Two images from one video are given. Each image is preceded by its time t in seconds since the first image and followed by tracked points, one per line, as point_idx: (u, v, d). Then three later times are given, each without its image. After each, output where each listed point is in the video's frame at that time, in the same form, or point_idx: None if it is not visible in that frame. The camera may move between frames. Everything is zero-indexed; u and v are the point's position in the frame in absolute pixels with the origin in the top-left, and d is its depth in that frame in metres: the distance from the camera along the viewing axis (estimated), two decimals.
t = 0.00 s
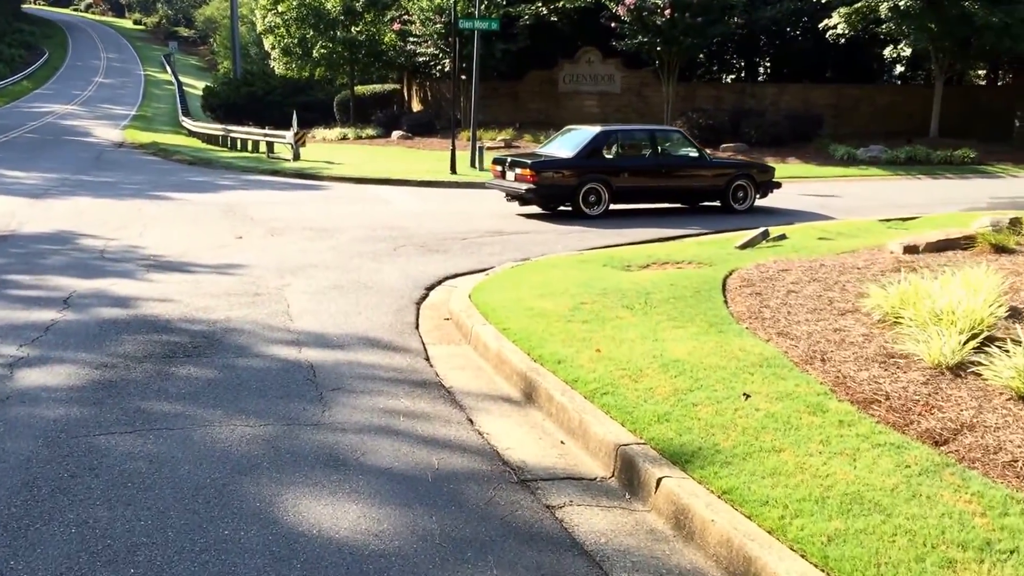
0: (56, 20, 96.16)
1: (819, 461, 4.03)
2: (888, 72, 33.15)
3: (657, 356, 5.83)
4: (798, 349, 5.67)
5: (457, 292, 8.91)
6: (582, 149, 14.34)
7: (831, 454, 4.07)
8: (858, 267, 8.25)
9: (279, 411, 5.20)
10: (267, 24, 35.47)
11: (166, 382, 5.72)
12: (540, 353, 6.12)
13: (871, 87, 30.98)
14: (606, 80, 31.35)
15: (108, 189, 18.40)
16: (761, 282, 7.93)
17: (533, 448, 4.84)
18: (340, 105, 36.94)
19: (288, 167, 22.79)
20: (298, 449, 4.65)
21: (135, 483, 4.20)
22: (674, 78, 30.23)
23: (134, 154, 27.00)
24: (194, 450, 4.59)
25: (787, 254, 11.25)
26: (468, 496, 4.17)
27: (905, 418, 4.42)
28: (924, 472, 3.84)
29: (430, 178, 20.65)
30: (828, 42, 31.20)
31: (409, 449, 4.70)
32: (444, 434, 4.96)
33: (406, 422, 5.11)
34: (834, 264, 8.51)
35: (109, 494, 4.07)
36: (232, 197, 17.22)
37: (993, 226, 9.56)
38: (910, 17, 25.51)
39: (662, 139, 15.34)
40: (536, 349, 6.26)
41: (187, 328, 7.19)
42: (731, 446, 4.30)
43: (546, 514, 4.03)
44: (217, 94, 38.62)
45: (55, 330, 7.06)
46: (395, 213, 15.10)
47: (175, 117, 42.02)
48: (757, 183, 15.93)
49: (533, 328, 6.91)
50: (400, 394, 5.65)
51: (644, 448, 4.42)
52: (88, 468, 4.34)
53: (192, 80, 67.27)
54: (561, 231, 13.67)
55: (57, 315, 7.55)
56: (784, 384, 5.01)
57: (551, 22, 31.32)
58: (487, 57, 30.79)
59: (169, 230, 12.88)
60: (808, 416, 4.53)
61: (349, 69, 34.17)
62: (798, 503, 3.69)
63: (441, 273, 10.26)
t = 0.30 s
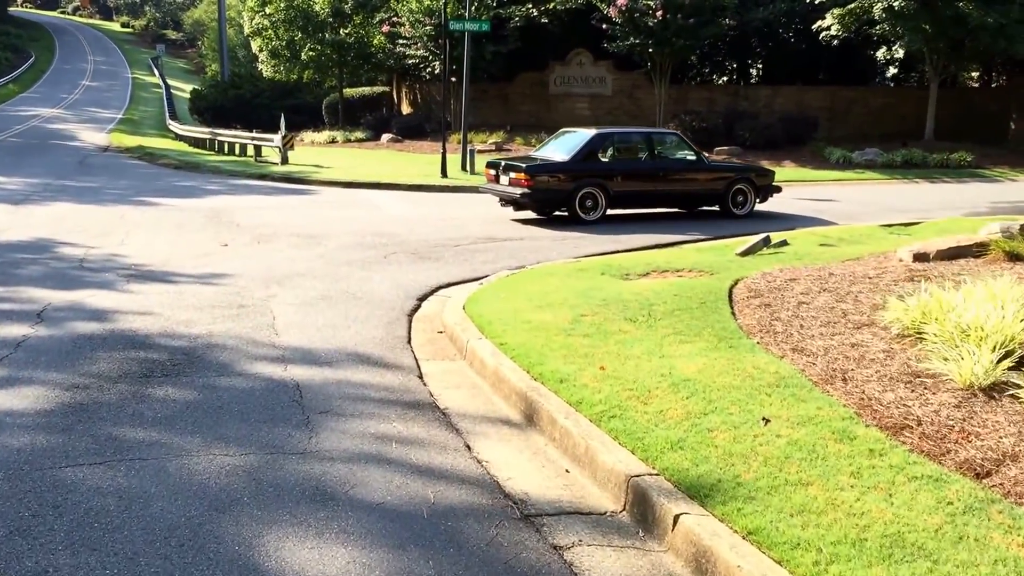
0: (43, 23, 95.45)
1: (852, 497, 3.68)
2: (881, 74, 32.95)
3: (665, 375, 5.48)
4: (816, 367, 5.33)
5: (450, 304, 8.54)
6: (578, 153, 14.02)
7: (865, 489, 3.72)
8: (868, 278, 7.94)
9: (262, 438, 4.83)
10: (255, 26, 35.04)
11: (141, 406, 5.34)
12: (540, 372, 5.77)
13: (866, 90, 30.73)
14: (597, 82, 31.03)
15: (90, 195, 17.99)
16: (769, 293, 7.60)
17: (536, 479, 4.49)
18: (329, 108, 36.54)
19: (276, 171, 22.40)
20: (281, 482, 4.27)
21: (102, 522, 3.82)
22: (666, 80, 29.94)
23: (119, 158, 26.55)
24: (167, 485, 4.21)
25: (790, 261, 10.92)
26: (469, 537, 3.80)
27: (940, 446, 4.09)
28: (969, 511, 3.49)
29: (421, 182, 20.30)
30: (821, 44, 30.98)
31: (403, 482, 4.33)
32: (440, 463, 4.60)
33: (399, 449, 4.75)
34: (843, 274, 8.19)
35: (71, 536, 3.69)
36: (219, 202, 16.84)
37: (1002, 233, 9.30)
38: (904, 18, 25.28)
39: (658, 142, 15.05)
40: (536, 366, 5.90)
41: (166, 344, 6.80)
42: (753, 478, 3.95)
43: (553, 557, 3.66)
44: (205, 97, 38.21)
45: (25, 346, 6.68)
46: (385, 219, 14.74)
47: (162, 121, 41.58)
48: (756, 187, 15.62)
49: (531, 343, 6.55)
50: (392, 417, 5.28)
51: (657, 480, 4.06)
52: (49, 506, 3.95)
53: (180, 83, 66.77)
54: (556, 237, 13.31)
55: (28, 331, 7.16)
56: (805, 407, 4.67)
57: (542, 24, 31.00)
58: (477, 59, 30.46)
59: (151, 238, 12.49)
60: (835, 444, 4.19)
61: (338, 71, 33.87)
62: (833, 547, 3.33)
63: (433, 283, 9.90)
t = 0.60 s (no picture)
0: (36, 24, 95.03)
1: (898, 539, 3.35)
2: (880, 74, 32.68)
3: (680, 392, 5.15)
4: (843, 385, 4.99)
5: (449, 313, 8.18)
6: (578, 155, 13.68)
7: (912, 531, 3.38)
8: (884, 284, 7.62)
9: (250, 467, 4.48)
10: (248, 28, 34.68)
11: (119, 430, 4.98)
12: (546, 389, 5.42)
13: (863, 90, 30.46)
14: (594, 82, 30.71)
15: (79, 199, 17.61)
16: (781, 302, 7.26)
17: (545, 511, 4.14)
18: (323, 109, 36.19)
19: (269, 173, 22.06)
20: (270, 519, 3.92)
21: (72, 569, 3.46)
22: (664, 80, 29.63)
23: (110, 160, 26.20)
24: (145, 523, 3.86)
25: (796, 266, 10.60)
26: None
27: (987, 478, 3.76)
28: None
29: (417, 183, 19.99)
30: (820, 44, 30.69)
31: (402, 518, 3.99)
32: (442, 495, 4.26)
33: (397, 479, 4.41)
34: (857, 280, 7.86)
35: None
36: (210, 205, 16.50)
37: (1018, 238, 9.00)
38: (903, 18, 24.98)
39: (659, 143, 14.72)
40: (542, 383, 5.55)
41: (149, 359, 6.45)
42: (786, 514, 3.61)
43: None
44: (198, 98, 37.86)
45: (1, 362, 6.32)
46: (380, 222, 14.40)
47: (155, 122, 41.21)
48: (758, 188, 15.29)
49: (535, 356, 6.20)
50: (389, 441, 4.93)
51: (680, 515, 3.72)
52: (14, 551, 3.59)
53: (174, 84, 66.36)
54: (555, 241, 12.97)
55: (5, 345, 6.81)
56: (835, 430, 4.34)
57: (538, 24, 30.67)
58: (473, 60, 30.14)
59: (140, 244, 12.13)
60: (872, 475, 3.85)
61: (333, 72, 33.52)
62: None
63: (431, 289, 9.56)
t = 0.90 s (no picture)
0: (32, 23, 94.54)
1: None
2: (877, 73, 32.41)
3: (703, 409, 4.82)
4: (878, 402, 4.67)
5: (451, 320, 7.83)
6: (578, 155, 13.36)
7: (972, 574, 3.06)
8: (905, 291, 7.30)
9: (242, 493, 4.15)
10: (244, 26, 34.43)
11: (103, 451, 4.65)
12: (558, 405, 5.09)
13: (860, 90, 30.20)
14: (590, 82, 30.38)
15: (70, 199, 17.26)
16: (800, 310, 6.94)
17: (562, 545, 3.81)
18: (319, 108, 35.85)
19: (264, 173, 21.72)
20: (265, 554, 3.59)
21: None
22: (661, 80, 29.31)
23: (103, 160, 25.89)
24: (127, 559, 3.53)
25: (804, 270, 10.26)
26: None
27: None
28: None
29: (414, 183, 19.65)
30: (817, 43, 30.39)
31: (408, 551, 3.67)
32: (451, 526, 3.93)
33: (401, 507, 4.08)
34: (876, 286, 7.55)
35: None
36: (204, 205, 16.16)
37: None
38: (898, 18, 24.70)
39: (661, 143, 14.40)
40: (553, 399, 5.21)
41: (136, 372, 6.10)
42: (831, 550, 3.29)
43: None
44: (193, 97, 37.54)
45: None
46: (377, 223, 14.07)
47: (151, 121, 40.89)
48: (761, 188, 14.98)
49: (544, 368, 5.87)
50: (392, 463, 4.60)
51: (713, 549, 3.40)
52: None
53: (171, 84, 65.95)
54: (556, 243, 12.63)
55: None
56: (875, 454, 4.02)
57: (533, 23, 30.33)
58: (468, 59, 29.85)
59: (129, 246, 11.78)
60: (922, 506, 3.54)
61: (328, 72, 33.17)
62: None
63: (429, 294, 9.22)
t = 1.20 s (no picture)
0: (24, 19, 93.86)
1: None
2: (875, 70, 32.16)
3: (729, 426, 4.50)
4: (919, 419, 4.36)
5: (451, 326, 7.49)
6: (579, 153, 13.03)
7: None
8: (928, 295, 6.99)
9: (234, 520, 3.83)
10: (237, 22, 33.99)
11: (84, 472, 4.31)
12: (572, 421, 4.76)
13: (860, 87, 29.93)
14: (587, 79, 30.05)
15: (60, 197, 16.91)
16: (820, 316, 6.61)
17: None
18: (314, 105, 35.48)
19: (258, 170, 21.37)
20: None
21: None
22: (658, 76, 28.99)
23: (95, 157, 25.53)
24: None
25: (814, 271, 9.93)
26: None
27: None
28: None
29: (410, 181, 19.31)
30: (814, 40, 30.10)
31: None
32: (461, 557, 3.62)
33: (407, 536, 3.76)
34: (897, 289, 7.23)
35: None
36: (197, 204, 15.81)
37: None
38: (897, 14, 24.36)
39: (663, 140, 14.07)
40: (565, 414, 4.87)
41: (122, 382, 5.76)
42: None
43: None
44: (187, 94, 37.16)
45: None
46: (373, 222, 13.74)
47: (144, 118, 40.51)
48: (764, 187, 14.65)
49: (554, 379, 5.54)
50: (396, 484, 4.27)
51: None
52: None
53: (165, 80, 65.46)
54: (556, 243, 12.30)
55: None
56: (922, 479, 3.71)
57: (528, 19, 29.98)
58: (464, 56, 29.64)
59: (119, 245, 11.45)
60: (983, 540, 3.24)
61: (323, 68, 32.80)
62: None
63: (427, 297, 8.89)
